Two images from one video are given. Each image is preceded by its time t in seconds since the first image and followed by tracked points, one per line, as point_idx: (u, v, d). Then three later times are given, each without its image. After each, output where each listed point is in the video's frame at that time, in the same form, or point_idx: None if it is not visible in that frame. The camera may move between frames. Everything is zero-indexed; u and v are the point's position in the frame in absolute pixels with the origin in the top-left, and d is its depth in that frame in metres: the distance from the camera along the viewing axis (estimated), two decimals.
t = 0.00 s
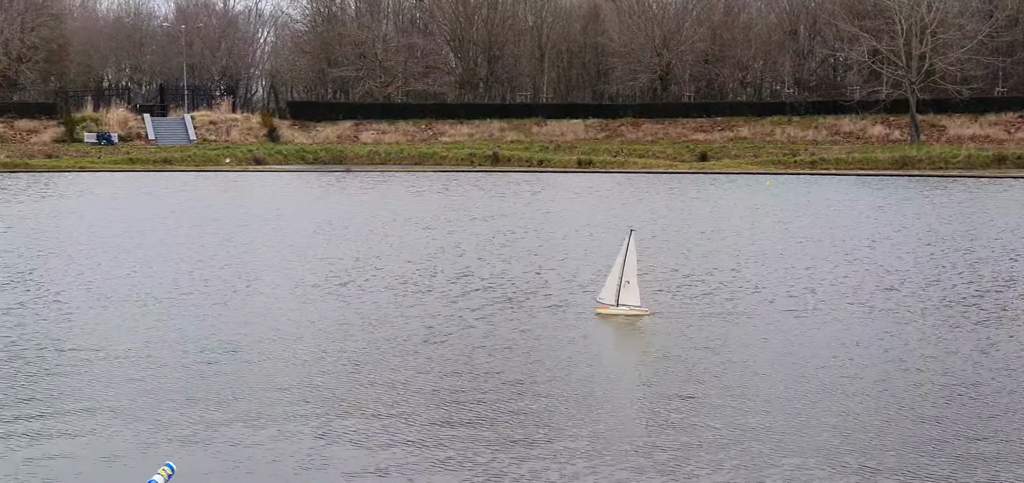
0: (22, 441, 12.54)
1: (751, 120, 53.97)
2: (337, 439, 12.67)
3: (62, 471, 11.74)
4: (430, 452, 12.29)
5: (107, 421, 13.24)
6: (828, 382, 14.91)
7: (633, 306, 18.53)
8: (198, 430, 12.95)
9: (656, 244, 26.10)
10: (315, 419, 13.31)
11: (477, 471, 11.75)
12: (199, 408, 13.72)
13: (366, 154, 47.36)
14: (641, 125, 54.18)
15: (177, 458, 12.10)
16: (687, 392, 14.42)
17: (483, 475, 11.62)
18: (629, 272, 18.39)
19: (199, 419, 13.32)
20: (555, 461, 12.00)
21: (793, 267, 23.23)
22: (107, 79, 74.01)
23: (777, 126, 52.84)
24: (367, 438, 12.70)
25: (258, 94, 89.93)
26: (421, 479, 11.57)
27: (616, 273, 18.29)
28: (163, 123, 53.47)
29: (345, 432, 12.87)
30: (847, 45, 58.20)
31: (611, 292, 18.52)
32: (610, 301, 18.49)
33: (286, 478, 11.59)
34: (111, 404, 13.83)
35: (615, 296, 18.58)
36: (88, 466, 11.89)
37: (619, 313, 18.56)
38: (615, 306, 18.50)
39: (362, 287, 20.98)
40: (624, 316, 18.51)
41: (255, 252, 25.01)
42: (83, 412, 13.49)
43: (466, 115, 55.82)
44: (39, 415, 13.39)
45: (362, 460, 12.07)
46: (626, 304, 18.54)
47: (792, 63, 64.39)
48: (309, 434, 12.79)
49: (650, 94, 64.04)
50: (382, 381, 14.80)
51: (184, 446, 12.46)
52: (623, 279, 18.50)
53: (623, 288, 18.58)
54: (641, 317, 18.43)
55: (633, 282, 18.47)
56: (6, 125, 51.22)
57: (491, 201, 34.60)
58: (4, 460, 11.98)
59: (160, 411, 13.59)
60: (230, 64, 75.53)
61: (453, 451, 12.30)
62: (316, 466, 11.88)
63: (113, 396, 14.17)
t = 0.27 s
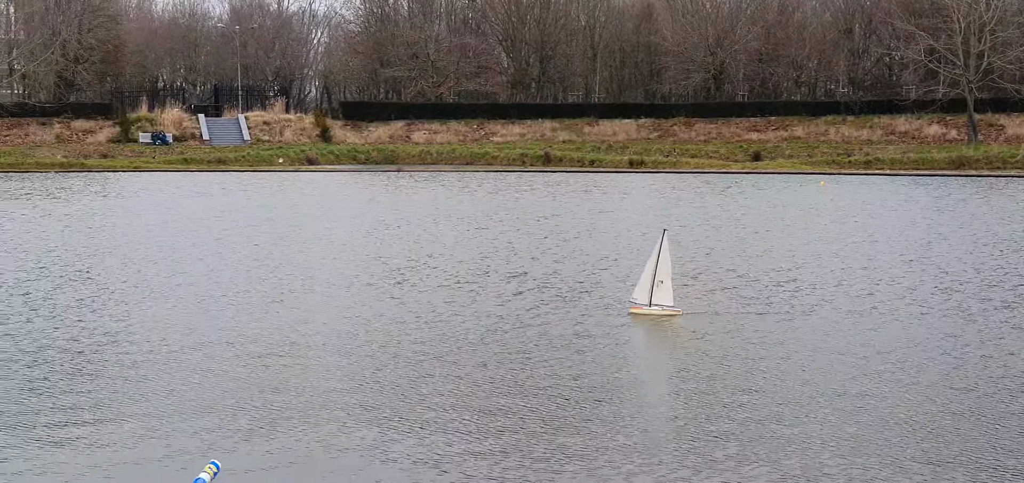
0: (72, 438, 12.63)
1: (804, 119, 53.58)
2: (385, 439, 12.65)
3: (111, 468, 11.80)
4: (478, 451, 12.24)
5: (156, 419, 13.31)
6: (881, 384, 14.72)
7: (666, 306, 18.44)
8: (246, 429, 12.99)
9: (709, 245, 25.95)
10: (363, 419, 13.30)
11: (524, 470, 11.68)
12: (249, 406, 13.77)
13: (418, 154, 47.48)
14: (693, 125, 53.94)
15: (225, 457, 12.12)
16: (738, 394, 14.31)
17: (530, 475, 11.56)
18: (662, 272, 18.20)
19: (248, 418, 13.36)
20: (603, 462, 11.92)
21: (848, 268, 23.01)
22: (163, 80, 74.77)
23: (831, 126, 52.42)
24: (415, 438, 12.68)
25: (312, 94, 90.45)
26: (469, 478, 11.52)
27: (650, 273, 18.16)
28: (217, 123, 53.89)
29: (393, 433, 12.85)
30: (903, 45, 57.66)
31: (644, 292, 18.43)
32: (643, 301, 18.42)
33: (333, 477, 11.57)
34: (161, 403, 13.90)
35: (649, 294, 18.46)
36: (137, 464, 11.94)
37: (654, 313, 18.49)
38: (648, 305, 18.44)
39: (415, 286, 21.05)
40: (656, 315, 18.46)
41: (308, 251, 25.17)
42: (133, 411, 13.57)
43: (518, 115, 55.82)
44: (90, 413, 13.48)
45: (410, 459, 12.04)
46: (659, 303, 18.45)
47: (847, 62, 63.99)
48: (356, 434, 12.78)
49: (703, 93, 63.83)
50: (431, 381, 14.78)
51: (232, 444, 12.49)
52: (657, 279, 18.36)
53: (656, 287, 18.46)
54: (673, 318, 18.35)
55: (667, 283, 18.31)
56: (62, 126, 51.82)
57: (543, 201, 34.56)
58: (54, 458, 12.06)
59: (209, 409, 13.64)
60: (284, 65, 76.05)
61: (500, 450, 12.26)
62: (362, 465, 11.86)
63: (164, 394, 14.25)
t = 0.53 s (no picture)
0: (90, 438, 12.78)
1: (822, 119, 53.56)
2: (399, 438, 12.76)
3: (128, 468, 11.95)
4: (492, 451, 12.35)
5: (174, 418, 13.45)
6: (894, 384, 14.79)
7: (665, 305, 18.55)
8: (263, 428, 13.12)
9: (726, 245, 26.01)
10: (378, 419, 13.42)
11: (537, 470, 11.79)
12: (266, 405, 13.91)
13: (435, 155, 47.62)
14: (710, 125, 53.97)
15: (240, 456, 12.25)
16: (752, 393, 14.39)
17: (543, 475, 11.66)
18: (661, 273, 18.34)
19: (265, 417, 13.49)
20: (616, 462, 12.02)
21: (865, 268, 23.03)
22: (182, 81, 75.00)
23: (849, 126, 52.40)
24: (430, 438, 12.80)
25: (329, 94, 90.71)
26: (482, 478, 11.62)
27: (648, 273, 18.28)
28: (235, 123, 54.12)
29: (408, 432, 12.97)
30: (921, 45, 57.58)
31: (643, 292, 18.52)
32: (642, 301, 18.52)
33: (348, 476, 11.70)
34: (179, 402, 14.05)
35: (647, 294, 18.55)
36: (153, 463, 12.08)
37: (650, 312, 18.59)
38: (647, 305, 18.54)
39: (433, 285, 21.18)
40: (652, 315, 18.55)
41: (327, 251, 25.31)
42: (151, 410, 13.72)
43: (536, 114, 55.92)
44: (108, 412, 13.64)
45: (424, 459, 12.15)
46: (658, 303, 18.56)
47: (865, 62, 63.99)
48: (371, 434, 12.90)
49: (721, 94, 63.78)
50: (447, 380, 14.90)
51: (248, 444, 12.63)
52: (655, 279, 18.47)
53: (655, 286, 18.56)
54: (672, 317, 18.48)
55: (665, 283, 18.42)
56: (81, 126, 52.11)
57: (560, 201, 34.66)
58: (72, 457, 12.21)
59: (227, 409, 13.78)
60: (302, 65, 76.25)
61: (514, 450, 12.36)
62: (376, 465, 11.98)
63: (183, 393, 14.41)
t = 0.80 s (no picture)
0: (94, 438, 12.84)
1: (826, 119, 53.61)
2: (400, 439, 12.82)
3: (131, 468, 12.00)
4: (493, 451, 12.40)
5: (182, 417, 13.55)
6: (896, 384, 14.82)
7: (653, 305, 18.62)
8: (264, 428, 13.17)
9: (731, 245, 26.08)
10: (381, 419, 13.46)
11: (536, 472, 11.82)
12: (270, 405, 13.96)
13: (441, 155, 47.71)
14: (715, 125, 54.01)
15: (242, 456, 12.31)
16: (755, 392, 14.44)
17: (543, 475, 11.71)
18: (648, 272, 18.46)
19: (267, 417, 13.54)
20: (618, 463, 12.06)
21: (870, 268, 23.09)
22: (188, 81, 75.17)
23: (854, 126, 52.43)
24: (432, 438, 12.84)
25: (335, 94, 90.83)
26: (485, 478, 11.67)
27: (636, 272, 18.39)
28: (241, 124, 54.24)
29: (411, 432, 13.01)
30: (926, 45, 57.59)
31: (631, 292, 18.61)
32: (630, 300, 18.61)
33: (348, 476, 11.74)
34: (182, 402, 14.11)
35: (635, 294, 18.65)
36: (156, 463, 12.13)
37: (638, 312, 18.68)
38: (635, 304, 18.62)
39: (439, 284, 21.27)
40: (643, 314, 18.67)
41: (334, 251, 25.42)
42: (153, 411, 13.78)
43: (541, 114, 55.99)
44: (111, 412, 13.70)
45: (425, 460, 12.20)
46: (646, 303, 18.64)
47: (870, 62, 64.03)
48: (373, 434, 12.93)
49: (726, 93, 63.83)
50: (451, 380, 14.95)
51: (249, 444, 12.67)
52: (642, 279, 18.58)
53: (643, 286, 18.64)
54: (659, 317, 18.55)
55: (652, 281, 18.51)
56: (87, 126, 52.25)
57: (565, 201, 34.76)
58: (75, 457, 12.26)
59: (230, 409, 13.83)
60: (307, 65, 76.40)
61: (515, 450, 12.41)
62: (377, 466, 12.02)
63: (186, 393, 14.47)
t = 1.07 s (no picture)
0: (98, 438, 12.79)
1: (834, 119, 53.47)
2: (406, 440, 12.76)
3: (135, 468, 11.94)
4: (500, 452, 12.35)
5: (186, 417, 13.49)
6: (904, 386, 14.73)
7: (642, 304, 18.69)
8: (270, 429, 13.11)
9: (738, 245, 26.00)
10: (387, 420, 13.40)
11: (543, 472, 11.76)
12: (274, 406, 13.91)
13: (448, 155, 47.64)
14: (723, 124, 53.92)
15: (248, 456, 12.25)
16: (762, 393, 14.38)
17: (550, 476, 11.65)
18: (638, 271, 18.53)
19: (272, 417, 13.49)
20: (625, 464, 11.99)
21: (878, 269, 23.01)
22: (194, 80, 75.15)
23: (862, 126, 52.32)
24: (438, 438, 12.79)
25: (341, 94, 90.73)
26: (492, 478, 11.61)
27: (626, 272, 18.43)
28: (247, 123, 54.21)
29: (416, 434, 12.96)
30: (934, 44, 57.43)
31: (620, 291, 18.66)
32: (620, 300, 18.64)
33: (354, 477, 11.68)
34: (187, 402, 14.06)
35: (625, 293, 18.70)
36: (161, 463, 12.07)
37: (628, 310, 18.78)
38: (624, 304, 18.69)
39: (445, 285, 21.19)
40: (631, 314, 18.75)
41: (339, 251, 25.35)
42: (158, 410, 13.73)
43: (548, 114, 55.92)
44: (116, 412, 13.65)
45: (431, 461, 12.14)
46: (635, 302, 18.70)
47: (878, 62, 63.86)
48: (378, 436, 12.86)
49: (733, 93, 63.67)
50: (457, 381, 14.90)
51: (254, 444, 12.61)
52: (632, 278, 18.62)
53: (632, 285, 18.69)
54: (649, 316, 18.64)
55: (642, 281, 18.58)
56: (94, 126, 52.26)
57: (572, 201, 34.70)
58: (79, 457, 12.21)
59: (235, 409, 13.79)
60: (314, 65, 76.33)
61: (521, 451, 12.36)
62: (383, 467, 11.96)
63: (191, 393, 14.42)
